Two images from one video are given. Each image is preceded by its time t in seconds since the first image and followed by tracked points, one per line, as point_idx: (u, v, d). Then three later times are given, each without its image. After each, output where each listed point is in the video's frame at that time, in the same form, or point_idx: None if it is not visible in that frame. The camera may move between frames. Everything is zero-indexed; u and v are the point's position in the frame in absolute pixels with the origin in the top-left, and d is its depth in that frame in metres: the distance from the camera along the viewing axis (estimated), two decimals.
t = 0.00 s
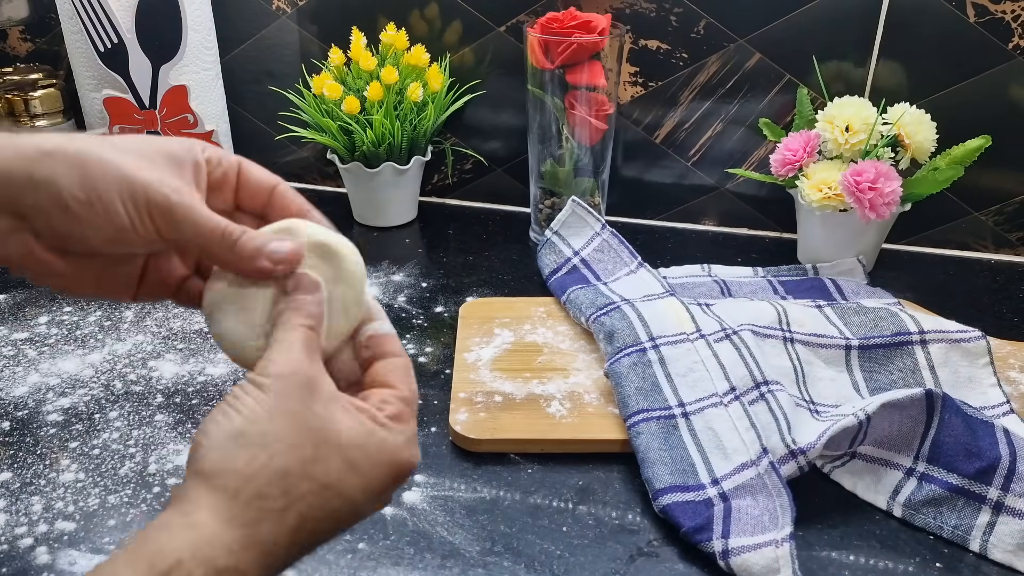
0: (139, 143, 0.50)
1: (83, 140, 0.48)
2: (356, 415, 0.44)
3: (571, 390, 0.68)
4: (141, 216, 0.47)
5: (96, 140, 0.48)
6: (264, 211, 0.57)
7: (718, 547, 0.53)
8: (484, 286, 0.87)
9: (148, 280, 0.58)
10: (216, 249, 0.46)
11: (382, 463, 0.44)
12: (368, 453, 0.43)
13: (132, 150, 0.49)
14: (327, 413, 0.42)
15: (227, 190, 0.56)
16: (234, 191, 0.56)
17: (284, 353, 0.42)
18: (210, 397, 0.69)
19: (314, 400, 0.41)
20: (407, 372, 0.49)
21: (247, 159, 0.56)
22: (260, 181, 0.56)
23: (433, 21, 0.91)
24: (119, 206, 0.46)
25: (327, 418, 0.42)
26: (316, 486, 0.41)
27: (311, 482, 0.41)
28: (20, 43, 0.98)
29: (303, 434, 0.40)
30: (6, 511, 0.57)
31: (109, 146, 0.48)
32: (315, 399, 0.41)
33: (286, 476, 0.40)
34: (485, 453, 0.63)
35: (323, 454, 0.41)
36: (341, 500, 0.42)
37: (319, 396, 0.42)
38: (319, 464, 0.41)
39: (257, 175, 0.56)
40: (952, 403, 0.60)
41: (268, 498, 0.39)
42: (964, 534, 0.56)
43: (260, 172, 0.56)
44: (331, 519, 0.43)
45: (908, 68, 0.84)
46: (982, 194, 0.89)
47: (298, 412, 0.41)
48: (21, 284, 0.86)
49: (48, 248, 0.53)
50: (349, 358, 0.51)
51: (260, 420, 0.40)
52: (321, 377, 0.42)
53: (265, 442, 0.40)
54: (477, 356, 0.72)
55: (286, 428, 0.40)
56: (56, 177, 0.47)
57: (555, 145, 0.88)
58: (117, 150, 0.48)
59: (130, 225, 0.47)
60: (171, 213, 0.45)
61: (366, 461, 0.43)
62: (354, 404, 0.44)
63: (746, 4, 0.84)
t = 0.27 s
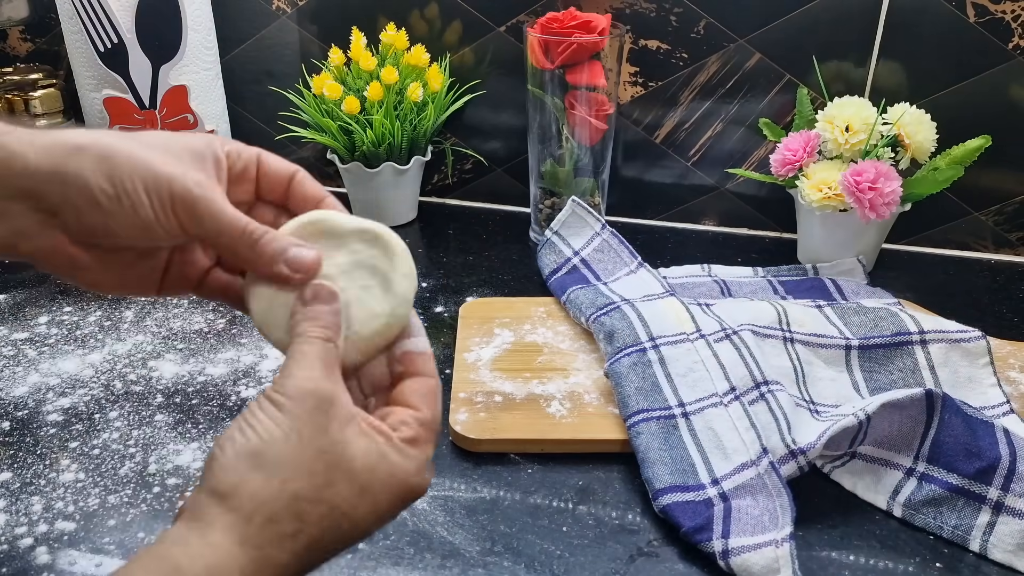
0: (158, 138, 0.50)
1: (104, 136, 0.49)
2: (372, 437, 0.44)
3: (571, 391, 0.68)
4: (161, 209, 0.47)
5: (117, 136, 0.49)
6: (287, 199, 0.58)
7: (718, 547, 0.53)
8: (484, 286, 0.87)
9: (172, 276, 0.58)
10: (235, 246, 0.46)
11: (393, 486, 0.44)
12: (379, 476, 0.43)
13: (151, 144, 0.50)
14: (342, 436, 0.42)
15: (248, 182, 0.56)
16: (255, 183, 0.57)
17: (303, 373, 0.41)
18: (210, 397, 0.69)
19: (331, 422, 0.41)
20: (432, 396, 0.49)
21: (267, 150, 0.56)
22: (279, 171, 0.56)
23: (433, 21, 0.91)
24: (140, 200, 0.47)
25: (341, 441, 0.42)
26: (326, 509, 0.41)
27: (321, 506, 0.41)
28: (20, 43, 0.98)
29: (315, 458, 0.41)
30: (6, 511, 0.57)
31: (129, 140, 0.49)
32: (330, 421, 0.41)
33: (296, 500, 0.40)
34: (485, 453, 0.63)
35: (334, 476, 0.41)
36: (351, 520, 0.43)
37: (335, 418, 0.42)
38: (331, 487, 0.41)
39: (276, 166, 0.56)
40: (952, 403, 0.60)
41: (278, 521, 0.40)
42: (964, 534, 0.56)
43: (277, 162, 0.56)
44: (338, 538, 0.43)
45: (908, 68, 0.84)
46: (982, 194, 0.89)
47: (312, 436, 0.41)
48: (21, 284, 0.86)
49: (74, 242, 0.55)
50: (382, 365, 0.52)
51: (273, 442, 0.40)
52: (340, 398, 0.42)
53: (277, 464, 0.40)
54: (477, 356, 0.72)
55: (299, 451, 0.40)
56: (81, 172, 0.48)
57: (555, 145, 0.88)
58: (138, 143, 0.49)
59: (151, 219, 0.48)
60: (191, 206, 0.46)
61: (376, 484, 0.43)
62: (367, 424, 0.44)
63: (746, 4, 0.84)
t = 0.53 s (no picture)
0: (193, 146, 0.52)
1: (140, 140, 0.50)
2: (384, 449, 0.44)
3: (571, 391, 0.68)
4: (190, 214, 0.48)
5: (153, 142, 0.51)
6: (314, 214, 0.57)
7: (718, 547, 0.53)
8: (484, 286, 0.87)
9: (199, 282, 0.59)
10: (264, 254, 0.46)
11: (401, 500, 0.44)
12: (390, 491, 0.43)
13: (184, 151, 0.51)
14: (357, 452, 0.42)
15: (277, 195, 0.56)
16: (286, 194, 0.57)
17: (322, 386, 0.41)
18: (210, 397, 0.69)
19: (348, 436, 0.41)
20: (440, 405, 0.50)
21: (300, 163, 0.56)
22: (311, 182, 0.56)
23: (433, 21, 0.91)
24: (172, 205, 0.48)
25: (357, 457, 0.42)
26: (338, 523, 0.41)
27: (333, 521, 0.41)
28: (20, 43, 0.98)
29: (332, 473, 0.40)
30: (6, 511, 0.57)
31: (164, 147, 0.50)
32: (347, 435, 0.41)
33: (313, 517, 0.40)
34: (485, 453, 0.63)
35: (349, 491, 0.41)
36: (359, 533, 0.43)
37: (351, 434, 0.42)
38: (344, 502, 0.41)
39: (306, 176, 0.56)
40: (952, 403, 0.60)
41: (295, 537, 0.40)
42: (964, 534, 0.56)
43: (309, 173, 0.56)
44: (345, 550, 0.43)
45: (908, 68, 0.84)
46: (982, 194, 0.89)
47: (331, 451, 0.41)
48: (21, 284, 0.86)
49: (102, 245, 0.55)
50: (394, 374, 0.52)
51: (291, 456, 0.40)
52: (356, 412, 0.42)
53: (297, 482, 0.39)
54: (477, 356, 0.72)
55: (318, 467, 0.40)
56: (113, 174, 0.49)
57: (555, 145, 0.88)
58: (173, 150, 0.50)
59: (181, 224, 0.49)
60: (221, 214, 0.47)
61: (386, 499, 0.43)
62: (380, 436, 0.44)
63: (745, 5, 0.84)
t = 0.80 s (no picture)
0: (192, 131, 0.51)
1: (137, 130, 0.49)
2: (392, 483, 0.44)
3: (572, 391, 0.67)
4: (186, 210, 0.47)
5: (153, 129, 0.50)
6: (332, 195, 0.57)
7: (720, 548, 0.53)
8: (484, 286, 0.86)
9: (212, 273, 0.60)
10: (261, 248, 0.45)
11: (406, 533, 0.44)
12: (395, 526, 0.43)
13: (181, 138, 0.50)
14: (366, 487, 0.42)
15: (289, 178, 0.57)
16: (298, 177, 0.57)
17: (337, 417, 0.41)
18: (208, 397, 0.69)
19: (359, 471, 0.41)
20: (444, 434, 0.51)
21: (309, 146, 0.56)
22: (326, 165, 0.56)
23: (433, 20, 0.91)
24: (165, 201, 0.47)
25: (366, 493, 0.42)
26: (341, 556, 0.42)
27: (338, 556, 0.42)
28: (18, 41, 0.97)
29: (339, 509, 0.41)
30: (4, 512, 0.57)
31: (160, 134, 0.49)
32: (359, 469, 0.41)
33: (318, 552, 0.41)
34: (485, 454, 0.63)
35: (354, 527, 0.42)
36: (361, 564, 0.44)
37: (363, 469, 0.42)
38: (349, 538, 0.42)
39: (318, 159, 0.56)
40: (954, 403, 0.59)
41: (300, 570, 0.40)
42: (966, 536, 0.56)
43: (319, 156, 0.56)
44: None
45: (910, 67, 0.84)
46: (984, 193, 0.88)
47: (339, 488, 0.41)
48: (19, 284, 0.85)
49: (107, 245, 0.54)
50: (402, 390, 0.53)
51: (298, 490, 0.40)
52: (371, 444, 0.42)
53: (303, 517, 0.40)
54: (477, 357, 0.71)
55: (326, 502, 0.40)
56: (106, 171, 0.48)
57: (555, 144, 0.88)
58: (171, 138, 0.49)
59: (176, 221, 0.48)
60: (214, 206, 0.46)
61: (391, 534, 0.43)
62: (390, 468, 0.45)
63: (747, 3, 0.84)
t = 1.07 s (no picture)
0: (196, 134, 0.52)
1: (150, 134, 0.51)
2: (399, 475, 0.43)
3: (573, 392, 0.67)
4: (187, 215, 0.48)
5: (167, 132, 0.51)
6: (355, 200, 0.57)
7: (720, 549, 0.53)
8: (484, 286, 0.86)
9: (225, 281, 0.57)
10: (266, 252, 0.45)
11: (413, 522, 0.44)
12: (398, 516, 0.43)
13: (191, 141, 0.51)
14: (367, 478, 0.41)
15: (309, 187, 0.56)
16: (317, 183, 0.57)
17: (333, 408, 0.41)
18: (207, 397, 0.69)
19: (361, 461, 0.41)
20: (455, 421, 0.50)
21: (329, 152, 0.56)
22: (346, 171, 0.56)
23: (432, 19, 0.91)
24: (165, 204, 0.48)
25: (366, 484, 0.41)
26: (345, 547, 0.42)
27: (341, 548, 0.42)
28: (17, 40, 0.96)
29: (337, 499, 0.41)
30: (2, 512, 0.57)
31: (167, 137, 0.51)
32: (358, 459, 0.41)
33: (318, 546, 0.41)
34: (484, 454, 0.62)
35: (355, 517, 0.41)
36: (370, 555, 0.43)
37: (361, 460, 0.41)
38: (351, 530, 0.42)
39: (340, 165, 0.56)
40: (957, 403, 0.59)
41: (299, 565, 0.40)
42: (967, 536, 0.56)
43: (340, 160, 0.56)
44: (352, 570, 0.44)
45: (911, 67, 0.84)
46: (985, 193, 0.88)
47: (337, 478, 0.41)
48: (17, 284, 0.85)
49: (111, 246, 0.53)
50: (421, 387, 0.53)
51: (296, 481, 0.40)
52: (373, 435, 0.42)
53: (300, 510, 0.40)
54: (477, 357, 0.71)
55: (324, 492, 0.40)
56: (105, 172, 0.49)
57: (555, 144, 0.88)
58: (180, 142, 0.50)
59: (177, 224, 0.49)
60: (219, 208, 0.46)
61: (395, 525, 0.43)
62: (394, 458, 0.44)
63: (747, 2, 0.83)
